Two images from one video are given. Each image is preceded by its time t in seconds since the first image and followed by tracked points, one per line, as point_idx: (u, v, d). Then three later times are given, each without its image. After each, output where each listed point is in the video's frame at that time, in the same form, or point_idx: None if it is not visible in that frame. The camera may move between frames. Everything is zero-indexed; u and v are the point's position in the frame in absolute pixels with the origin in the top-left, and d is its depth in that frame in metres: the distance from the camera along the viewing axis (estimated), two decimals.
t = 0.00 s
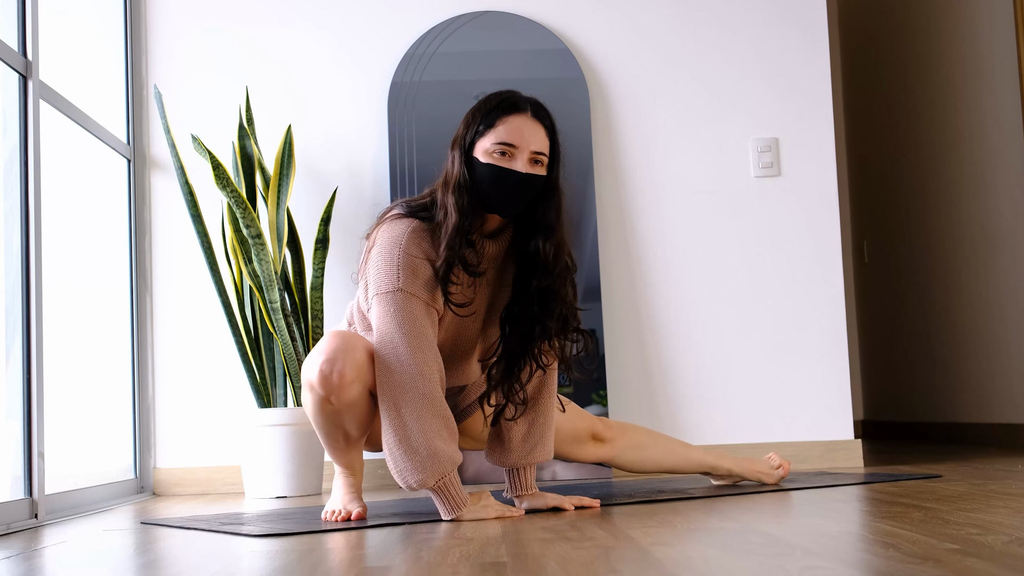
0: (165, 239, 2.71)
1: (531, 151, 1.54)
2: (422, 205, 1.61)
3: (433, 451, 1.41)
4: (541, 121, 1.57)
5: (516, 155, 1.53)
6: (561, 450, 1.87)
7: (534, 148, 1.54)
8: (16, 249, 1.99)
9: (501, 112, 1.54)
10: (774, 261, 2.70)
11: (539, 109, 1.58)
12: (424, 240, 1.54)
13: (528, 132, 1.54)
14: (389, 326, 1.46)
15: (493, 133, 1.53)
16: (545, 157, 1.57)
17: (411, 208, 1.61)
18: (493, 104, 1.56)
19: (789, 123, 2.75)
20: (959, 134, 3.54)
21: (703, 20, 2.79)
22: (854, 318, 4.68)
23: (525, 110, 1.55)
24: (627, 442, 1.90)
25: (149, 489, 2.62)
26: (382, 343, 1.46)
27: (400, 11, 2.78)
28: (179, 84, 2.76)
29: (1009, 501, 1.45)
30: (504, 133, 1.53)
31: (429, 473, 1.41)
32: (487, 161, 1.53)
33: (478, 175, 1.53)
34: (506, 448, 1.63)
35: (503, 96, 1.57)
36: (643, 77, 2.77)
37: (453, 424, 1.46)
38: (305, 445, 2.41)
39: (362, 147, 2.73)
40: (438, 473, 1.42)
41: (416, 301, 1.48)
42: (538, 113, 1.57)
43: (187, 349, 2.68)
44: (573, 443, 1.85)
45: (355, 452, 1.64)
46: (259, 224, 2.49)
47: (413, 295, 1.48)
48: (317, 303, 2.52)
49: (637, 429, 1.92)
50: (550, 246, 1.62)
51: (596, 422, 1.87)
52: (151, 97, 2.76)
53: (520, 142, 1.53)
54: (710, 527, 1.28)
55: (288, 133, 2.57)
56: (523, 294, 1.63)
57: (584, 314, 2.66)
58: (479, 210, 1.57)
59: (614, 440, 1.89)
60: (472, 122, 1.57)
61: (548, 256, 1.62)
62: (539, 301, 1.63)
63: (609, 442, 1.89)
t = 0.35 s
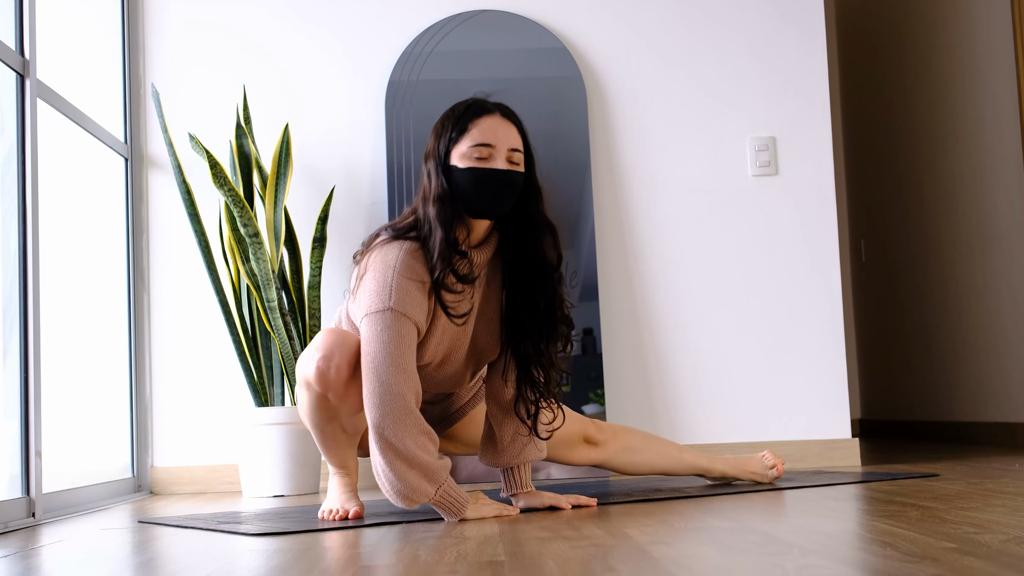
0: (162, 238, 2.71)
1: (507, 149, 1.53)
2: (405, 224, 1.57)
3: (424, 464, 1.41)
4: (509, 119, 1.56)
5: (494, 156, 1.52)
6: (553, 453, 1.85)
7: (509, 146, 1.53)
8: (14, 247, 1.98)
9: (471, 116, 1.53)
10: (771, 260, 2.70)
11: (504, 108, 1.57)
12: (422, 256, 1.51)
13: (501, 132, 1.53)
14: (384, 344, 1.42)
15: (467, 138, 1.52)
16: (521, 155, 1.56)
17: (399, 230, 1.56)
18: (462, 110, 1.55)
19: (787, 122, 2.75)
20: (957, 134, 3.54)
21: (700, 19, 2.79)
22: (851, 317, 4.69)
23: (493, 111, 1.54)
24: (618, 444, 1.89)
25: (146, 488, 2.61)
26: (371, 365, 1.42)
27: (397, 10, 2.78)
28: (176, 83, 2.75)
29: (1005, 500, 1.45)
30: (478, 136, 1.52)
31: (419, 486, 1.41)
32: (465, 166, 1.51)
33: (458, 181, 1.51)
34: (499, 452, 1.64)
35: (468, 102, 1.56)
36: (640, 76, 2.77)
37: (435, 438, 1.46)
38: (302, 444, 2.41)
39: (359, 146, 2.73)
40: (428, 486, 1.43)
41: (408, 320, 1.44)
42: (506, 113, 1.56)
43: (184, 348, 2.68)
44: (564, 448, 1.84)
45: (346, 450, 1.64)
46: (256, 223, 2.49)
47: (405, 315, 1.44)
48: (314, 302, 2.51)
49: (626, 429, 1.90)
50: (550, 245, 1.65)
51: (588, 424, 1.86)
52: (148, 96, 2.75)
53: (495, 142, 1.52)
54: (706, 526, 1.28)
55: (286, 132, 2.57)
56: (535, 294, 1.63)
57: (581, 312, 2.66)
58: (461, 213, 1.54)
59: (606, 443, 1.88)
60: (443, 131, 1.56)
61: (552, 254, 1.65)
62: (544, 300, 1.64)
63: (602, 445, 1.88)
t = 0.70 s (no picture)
0: (160, 237, 2.70)
1: (490, 167, 1.52)
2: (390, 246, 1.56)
3: (412, 473, 1.43)
4: (492, 136, 1.55)
5: (478, 176, 1.51)
6: (551, 454, 1.84)
7: (491, 165, 1.52)
8: (11, 246, 1.98)
9: (452, 136, 1.52)
10: (769, 260, 2.70)
11: (485, 125, 1.55)
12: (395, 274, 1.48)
13: (482, 152, 1.52)
14: (370, 360, 1.41)
15: (449, 159, 1.51)
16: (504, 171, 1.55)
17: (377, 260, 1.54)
18: (442, 129, 1.53)
19: (784, 122, 2.75)
20: (954, 133, 3.54)
21: (698, 18, 2.78)
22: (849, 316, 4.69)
23: (474, 129, 1.53)
24: (619, 445, 1.88)
25: (144, 487, 2.61)
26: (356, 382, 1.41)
27: (394, 9, 2.78)
28: (174, 81, 2.75)
29: (1002, 499, 1.45)
30: (461, 156, 1.50)
31: (407, 493, 1.43)
32: (448, 188, 1.50)
33: (441, 204, 1.50)
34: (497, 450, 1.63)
35: (448, 121, 1.54)
36: (638, 75, 2.77)
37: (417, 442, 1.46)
38: (299, 443, 2.40)
39: (357, 144, 2.73)
40: (416, 492, 1.44)
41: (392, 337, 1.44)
42: (489, 130, 1.55)
43: (181, 347, 2.67)
44: (563, 448, 1.83)
45: (345, 451, 1.63)
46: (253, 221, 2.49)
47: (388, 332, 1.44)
48: (312, 301, 2.51)
49: (626, 430, 1.90)
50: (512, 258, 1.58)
51: (586, 425, 1.85)
52: (146, 95, 2.74)
53: (477, 162, 1.51)
54: (703, 525, 1.28)
55: (283, 131, 2.56)
56: (499, 311, 1.59)
57: (579, 311, 2.67)
58: (440, 230, 1.54)
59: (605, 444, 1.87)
60: (423, 153, 1.55)
61: (516, 270, 1.58)
62: (508, 316, 1.59)
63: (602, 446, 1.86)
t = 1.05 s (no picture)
0: (157, 236, 2.69)
1: (479, 182, 1.51)
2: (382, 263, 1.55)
3: (414, 471, 1.43)
4: (479, 149, 1.54)
5: (468, 192, 1.50)
6: (553, 458, 1.84)
7: (480, 178, 1.52)
8: (8, 244, 1.97)
9: (440, 152, 1.50)
10: (767, 259, 2.70)
11: (471, 136, 1.54)
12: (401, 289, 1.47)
13: (471, 166, 1.51)
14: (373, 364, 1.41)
15: (438, 175, 1.50)
16: (493, 183, 1.54)
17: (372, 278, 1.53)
18: (429, 144, 1.52)
19: (782, 120, 2.75)
20: (952, 131, 3.54)
21: (695, 17, 2.78)
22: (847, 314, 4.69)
23: (461, 144, 1.52)
24: (621, 446, 1.88)
25: (141, 486, 2.61)
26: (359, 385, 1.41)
27: (391, 7, 2.78)
28: (171, 80, 2.74)
29: (1000, 498, 1.45)
30: (450, 173, 1.49)
31: (410, 491, 1.43)
32: (438, 205, 1.49)
33: (433, 222, 1.50)
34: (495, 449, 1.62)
35: (434, 135, 1.53)
36: (635, 75, 2.77)
37: (420, 444, 1.47)
38: (296, 442, 2.40)
39: (353, 143, 2.72)
40: (419, 490, 1.44)
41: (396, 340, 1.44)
42: (477, 144, 1.54)
43: (179, 346, 2.67)
44: (565, 451, 1.82)
45: (344, 452, 1.64)
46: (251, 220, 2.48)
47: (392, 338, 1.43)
48: (309, 300, 2.51)
49: (629, 431, 1.90)
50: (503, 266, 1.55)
51: (587, 427, 1.85)
52: (143, 94, 2.74)
53: (467, 177, 1.50)
54: (700, 524, 1.28)
55: (281, 130, 2.56)
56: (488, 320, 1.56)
57: (576, 309, 2.67)
58: (434, 244, 1.53)
59: (607, 446, 1.86)
60: (412, 168, 1.53)
61: (506, 280, 1.55)
62: (491, 325, 1.56)
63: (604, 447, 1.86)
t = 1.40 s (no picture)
0: (155, 235, 2.69)
1: (469, 170, 1.51)
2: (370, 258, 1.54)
3: (402, 474, 1.43)
4: (467, 138, 1.53)
5: (457, 180, 1.50)
6: (561, 449, 1.82)
7: (469, 167, 1.51)
8: (6, 243, 1.97)
9: (428, 141, 1.50)
10: (765, 257, 2.70)
11: (458, 125, 1.54)
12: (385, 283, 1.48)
13: (460, 155, 1.50)
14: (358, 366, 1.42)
15: (427, 164, 1.50)
16: (482, 171, 1.54)
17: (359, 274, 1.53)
18: (417, 134, 1.52)
19: (779, 119, 2.75)
20: (949, 130, 3.54)
21: (693, 15, 2.78)
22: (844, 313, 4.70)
23: (450, 132, 1.52)
24: (631, 438, 1.88)
25: (139, 484, 2.61)
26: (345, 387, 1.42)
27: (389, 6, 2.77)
28: (168, 78, 2.74)
29: (998, 496, 1.45)
30: (439, 161, 1.49)
31: (399, 494, 1.43)
32: (428, 194, 1.49)
33: (422, 212, 1.50)
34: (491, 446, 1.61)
35: (421, 125, 1.53)
36: (634, 73, 2.77)
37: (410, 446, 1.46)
38: (294, 440, 2.40)
39: (351, 142, 2.72)
40: (409, 492, 1.44)
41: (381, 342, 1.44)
42: (465, 133, 1.54)
43: (177, 344, 2.67)
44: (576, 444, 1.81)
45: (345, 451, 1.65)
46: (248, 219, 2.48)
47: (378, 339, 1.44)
48: (306, 299, 2.50)
49: (639, 423, 1.90)
50: (497, 255, 1.56)
51: (599, 419, 1.84)
52: (141, 93, 2.74)
53: (456, 166, 1.50)
54: (698, 522, 1.28)
55: (278, 129, 2.56)
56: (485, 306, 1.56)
57: (574, 308, 2.66)
58: (421, 233, 1.52)
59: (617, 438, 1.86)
60: (400, 159, 1.53)
61: (504, 267, 1.57)
62: (485, 313, 1.57)
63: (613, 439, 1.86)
